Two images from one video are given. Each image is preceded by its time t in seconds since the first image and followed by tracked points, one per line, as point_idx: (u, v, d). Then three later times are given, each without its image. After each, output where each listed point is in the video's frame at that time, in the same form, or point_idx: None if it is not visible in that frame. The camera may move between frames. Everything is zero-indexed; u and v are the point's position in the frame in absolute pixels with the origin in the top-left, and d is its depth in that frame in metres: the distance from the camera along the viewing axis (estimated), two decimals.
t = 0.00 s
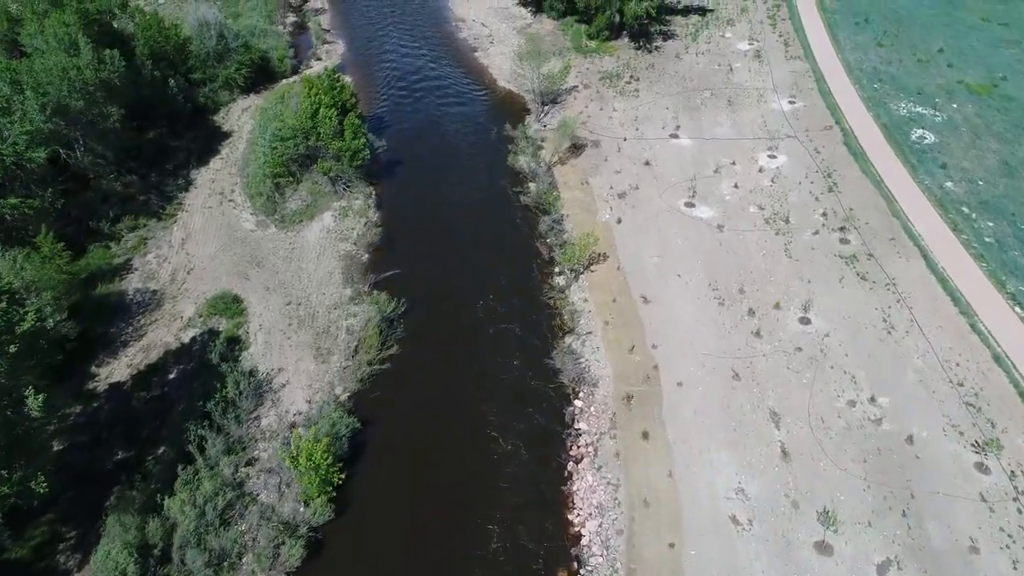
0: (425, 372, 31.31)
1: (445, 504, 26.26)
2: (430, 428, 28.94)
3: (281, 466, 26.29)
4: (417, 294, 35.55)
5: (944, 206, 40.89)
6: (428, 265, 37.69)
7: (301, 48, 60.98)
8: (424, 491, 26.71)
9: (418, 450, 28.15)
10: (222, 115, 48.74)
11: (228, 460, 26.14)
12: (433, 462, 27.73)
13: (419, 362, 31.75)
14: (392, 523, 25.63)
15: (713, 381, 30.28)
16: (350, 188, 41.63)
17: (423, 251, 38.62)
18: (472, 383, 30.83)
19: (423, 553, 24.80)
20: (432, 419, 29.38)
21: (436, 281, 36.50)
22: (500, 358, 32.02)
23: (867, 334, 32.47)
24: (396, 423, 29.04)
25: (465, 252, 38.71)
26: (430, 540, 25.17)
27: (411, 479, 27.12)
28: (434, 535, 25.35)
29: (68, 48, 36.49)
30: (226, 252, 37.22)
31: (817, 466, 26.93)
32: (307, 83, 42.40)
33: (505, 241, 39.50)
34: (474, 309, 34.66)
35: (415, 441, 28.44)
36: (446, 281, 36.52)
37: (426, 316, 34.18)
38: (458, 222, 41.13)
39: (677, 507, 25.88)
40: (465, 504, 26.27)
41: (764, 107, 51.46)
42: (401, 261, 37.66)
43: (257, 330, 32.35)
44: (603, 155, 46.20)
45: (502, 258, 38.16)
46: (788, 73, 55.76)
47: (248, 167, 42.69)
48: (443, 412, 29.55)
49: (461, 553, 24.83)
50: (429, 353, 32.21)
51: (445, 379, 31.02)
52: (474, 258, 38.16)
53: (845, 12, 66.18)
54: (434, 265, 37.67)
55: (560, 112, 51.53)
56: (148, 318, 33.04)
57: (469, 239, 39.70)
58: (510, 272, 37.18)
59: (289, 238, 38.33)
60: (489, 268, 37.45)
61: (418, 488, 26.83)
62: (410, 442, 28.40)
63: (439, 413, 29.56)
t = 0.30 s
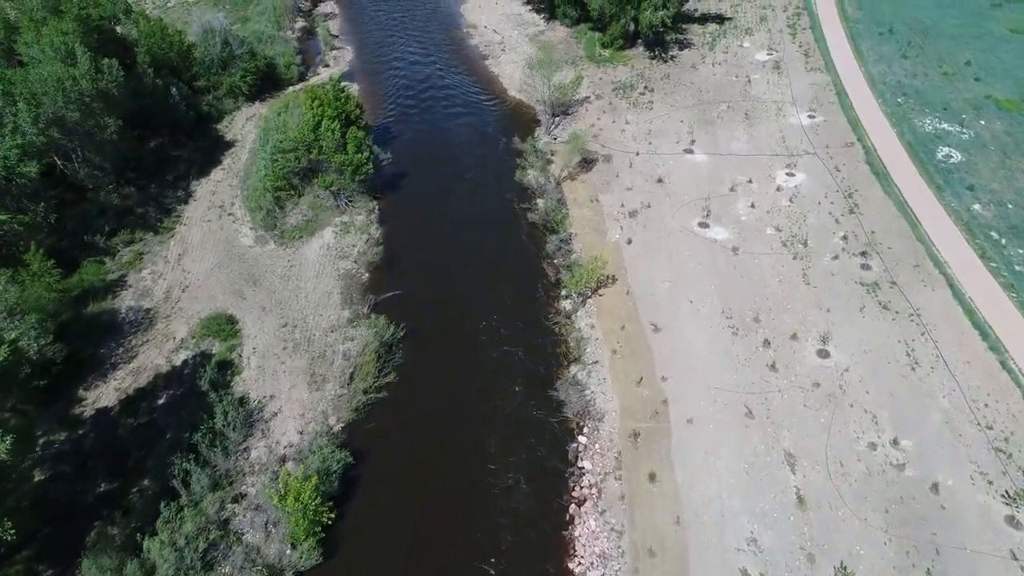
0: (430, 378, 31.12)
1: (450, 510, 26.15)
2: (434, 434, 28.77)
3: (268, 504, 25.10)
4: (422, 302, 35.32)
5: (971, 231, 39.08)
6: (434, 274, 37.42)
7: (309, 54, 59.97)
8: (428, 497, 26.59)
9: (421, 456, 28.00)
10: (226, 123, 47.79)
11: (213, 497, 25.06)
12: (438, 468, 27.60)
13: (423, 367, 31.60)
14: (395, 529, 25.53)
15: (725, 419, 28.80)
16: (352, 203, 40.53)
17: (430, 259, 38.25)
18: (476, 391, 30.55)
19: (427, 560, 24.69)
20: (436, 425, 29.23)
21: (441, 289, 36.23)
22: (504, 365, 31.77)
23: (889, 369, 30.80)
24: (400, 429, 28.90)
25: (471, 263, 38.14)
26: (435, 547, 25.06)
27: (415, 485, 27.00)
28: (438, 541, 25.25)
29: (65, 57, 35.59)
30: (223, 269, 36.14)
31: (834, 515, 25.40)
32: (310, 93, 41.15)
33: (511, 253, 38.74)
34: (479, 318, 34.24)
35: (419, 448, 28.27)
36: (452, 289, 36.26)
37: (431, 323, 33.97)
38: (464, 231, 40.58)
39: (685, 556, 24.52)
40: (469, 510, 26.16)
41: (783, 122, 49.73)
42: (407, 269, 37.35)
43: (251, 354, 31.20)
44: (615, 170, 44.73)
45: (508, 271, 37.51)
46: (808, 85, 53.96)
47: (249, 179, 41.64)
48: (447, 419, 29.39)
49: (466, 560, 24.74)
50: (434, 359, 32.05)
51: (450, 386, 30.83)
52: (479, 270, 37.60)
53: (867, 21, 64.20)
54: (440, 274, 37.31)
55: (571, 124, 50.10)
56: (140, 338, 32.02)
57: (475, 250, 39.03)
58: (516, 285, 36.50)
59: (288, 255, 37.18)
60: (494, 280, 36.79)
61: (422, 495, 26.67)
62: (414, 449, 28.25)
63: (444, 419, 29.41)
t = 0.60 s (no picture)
0: (433, 382, 31.02)
1: (453, 514, 26.08)
2: (437, 438, 28.67)
3: (254, 547, 23.88)
4: (426, 307, 35.12)
5: (1003, 259, 37.19)
6: (439, 278, 37.19)
7: (319, 60, 59.00)
8: (431, 502, 26.48)
9: (423, 461, 27.90)
10: (231, 132, 46.89)
11: (200, 538, 24.08)
12: (441, 472, 27.49)
13: (425, 370, 31.53)
14: (398, 533, 25.51)
15: (738, 462, 27.31)
16: (356, 219, 39.47)
17: (435, 264, 38.00)
18: (478, 397, 30.37)
19: (430, 565, 24.65)
20: (439, 429, 29.13)
21: (445, 294, 36.06)
22: (507, 370, 31.62)
23: (915, 411, 29.06)
24: (403, 432, 28.78)
25: (477, 270, 37.82)
26: (437, 552, 25.01)
27: (417, 489, 26.89)
28: (441, 546, 25.21)
29: (63, 67, 34.66)
30: (221, 286, 35.06)
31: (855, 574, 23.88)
32: (315, 105, 39.82)
33: (516, 262, 38.22)
34: (484, 326, 34.01)
35: (421, 452, 28.15)
36: (457, 293, 36.09)
37: (436, 328, 33.85)
38: (470, 236, 40.24)
39: None
40: (472, 514, 26.10)
41: (804, 138, 47.91)
42: (412, 274, 37.14)
43: (245, 380, 30.06)
44: (628, 187, 43.18)
45: (513, 279, 37.09)
46: (831, 100, 52.05)
47: (251, 192, 40.57)
48: (450, 423, 29.29)
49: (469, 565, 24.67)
50: (437, 363, 31.95)
51: (453, 390, 30.71)
52: (484, 277, 37.26)
53: (894, 32, 62.10)
54: (445, 279, 37.07)
55: (584, 137, 48.62)
56: (132, 360, 30.98)
57: (481, 258, 38.60)
58: (520, 293, 36.17)
59: (288, 273, 36.03)
60: (499, 289, 36.39)
61: (424, 499, 26.58)
62: (417, 453, 28.13)
63: (447, 423, 29.29)
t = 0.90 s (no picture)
0: (440, 387, 30.84)
1: (460, 518, 26.06)
2: (443, 441, 28.61)
3: None
4: (434, 312, 34.91)
5: None
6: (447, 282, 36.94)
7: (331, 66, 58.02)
8: (438, 507, 26.36)
9: (429, 464, 27.83)
10: (239, 141, 46.01)
11: None
12: (449, 477, 27.41)
13: (431, 374, 31.43)
14: (405, 535, 25.48)
15: (754, 513, 25.81)
16: (362, 235, 38.27)
17: (444, 269, 37.69)
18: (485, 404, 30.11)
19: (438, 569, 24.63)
20: (445, 432, 29.04)
21: (454, 297, 35.87)
22: (515, 377, 31.40)
23: (946, 459, 27.30)
24: (410, 436, 28.67)
25: (487, 275, 37.38)
26: (444, 557, 24.98)
27: (424, 492, 26.84)
28: (448, 549, 25.21)
29: (64, 76, 33.79)
30: (222, 304, 34.05)
31: None
32: (322, 117, 38.67)
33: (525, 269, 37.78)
34: (492, 331, 33.73)
35: (429, 457, 28.04)
36: (466, 297, 35.78)
37: (443, 332, 33.70)
38: (481, 240, 40.00)
39: None
40: (478, 518, 26.07)
41: (830, 157, 45.98)
42: (421, 278, 36.91)
43: (240, 407, 28.91)
44: (645, 206, 41.60)
45: (523, 286, 36.64)
46: (859, 116, 50.02)
47: (256, 204, 39.55)
48: (455, 427, 29.20)
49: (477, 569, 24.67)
50: (444, 367, 31.79)
51: (461, 395, 30.55)
52: (494, 282, 36.92)
53: (926, 45, 59.81)
54: (454, 284, 36.74)
55: (600, 152, 47.05)
56: (126, 382, 30.00)
57: (491, 264, 38.14)
58: (529, 299, 35.71)
59: (290, 292, 34.89)
60: (508, 296, 35.95)
61: (431, 503, 26.51)
62: (425, 458, 27.99)
63: (454, 428, 29.16)
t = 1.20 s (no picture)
0: (450, 394, 30.51)
1: (469, 525, 25.83)
2: (452, 446, 28.37)
3: None
4: (447, 316, 34.63)
5: None
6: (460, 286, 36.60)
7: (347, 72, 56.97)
8: (447, 514, 26.14)
9: (438, 469, 27.61)
10: (250, 150, 45.08)
11: None
12: (459, 484, 27.10)
13: (441, 378, 31.20)
14: (413, 542, 25.28)
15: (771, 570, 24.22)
16: (369, 252, 36.90)
17: (456, 273, 37.33)
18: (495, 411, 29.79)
19: None
20: (454, 438, 28.79)
21: (467, 301, 35.58)
22: (525, 384, 31.05)
23: (982, 518, 25.45)
24: (420, 443, 28.41)
25: (499, 281, 36.96)
26: (452, 565, 24.75)
27: (432, 497, 26.64)
28: (456, 557, 24.97)
29: (68, 85, 33.04)
30: (222, 322, 33.01)
31: None
32: (332, 131, 37.55)
33: (538, 276, 37.16)
34: (504, 338, 33.31)
35: (438, 464, 27.75)
36: (477, 303, 35.39)
37: (455, 337, 33.42)
38: (493, 244, 39.60)
39: None
40: (487, 525, 25.85)
41: (861, 177, 43.92)
42: (432, 287, 36.30)
43: (234, 436, 27.78)
44: (664, 226, 39.94)
45: (535, 291, 36.23)
46: (892, 134, 47.87)
47: (263, 217, 38.53)
48: (465, 432, 28.95)
49: None
50: (455, 373, 31.46)
51: (472, 402, 30.22)
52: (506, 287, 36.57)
53: (963, 59, 57.34)
54: (465, 289, 36.37)
55: (619, 168, 45.45)
56: (120, 404, 29.05)
57: (504, 270, 37.61)
58: (540, 305, 35.28)
59: (293, 312, 33.73)
60: (520, 302, 35.53)
61: (439, 509, 26.30)
62: (435, 465, 27.70)
63: (464, 435, 28.87)
